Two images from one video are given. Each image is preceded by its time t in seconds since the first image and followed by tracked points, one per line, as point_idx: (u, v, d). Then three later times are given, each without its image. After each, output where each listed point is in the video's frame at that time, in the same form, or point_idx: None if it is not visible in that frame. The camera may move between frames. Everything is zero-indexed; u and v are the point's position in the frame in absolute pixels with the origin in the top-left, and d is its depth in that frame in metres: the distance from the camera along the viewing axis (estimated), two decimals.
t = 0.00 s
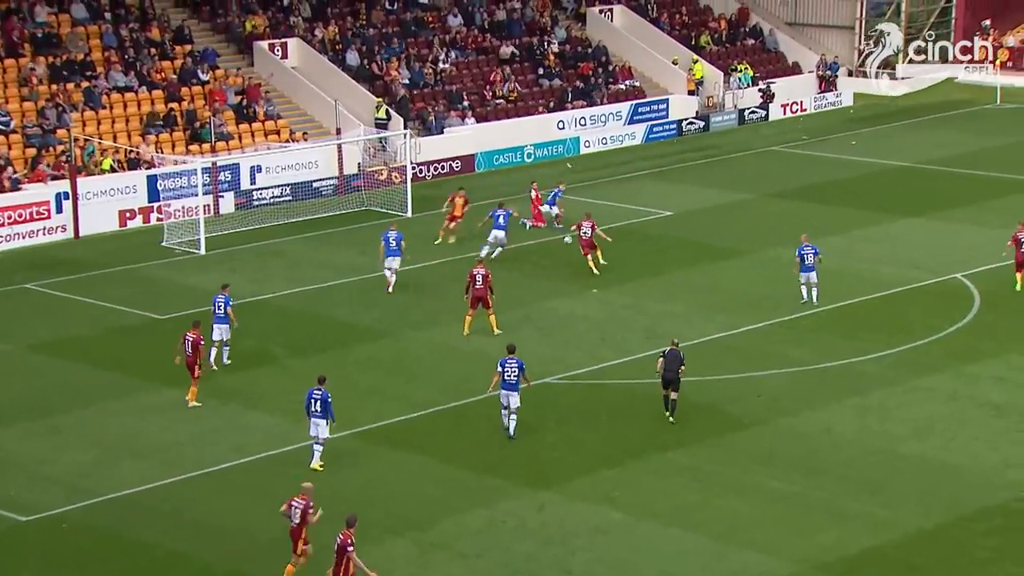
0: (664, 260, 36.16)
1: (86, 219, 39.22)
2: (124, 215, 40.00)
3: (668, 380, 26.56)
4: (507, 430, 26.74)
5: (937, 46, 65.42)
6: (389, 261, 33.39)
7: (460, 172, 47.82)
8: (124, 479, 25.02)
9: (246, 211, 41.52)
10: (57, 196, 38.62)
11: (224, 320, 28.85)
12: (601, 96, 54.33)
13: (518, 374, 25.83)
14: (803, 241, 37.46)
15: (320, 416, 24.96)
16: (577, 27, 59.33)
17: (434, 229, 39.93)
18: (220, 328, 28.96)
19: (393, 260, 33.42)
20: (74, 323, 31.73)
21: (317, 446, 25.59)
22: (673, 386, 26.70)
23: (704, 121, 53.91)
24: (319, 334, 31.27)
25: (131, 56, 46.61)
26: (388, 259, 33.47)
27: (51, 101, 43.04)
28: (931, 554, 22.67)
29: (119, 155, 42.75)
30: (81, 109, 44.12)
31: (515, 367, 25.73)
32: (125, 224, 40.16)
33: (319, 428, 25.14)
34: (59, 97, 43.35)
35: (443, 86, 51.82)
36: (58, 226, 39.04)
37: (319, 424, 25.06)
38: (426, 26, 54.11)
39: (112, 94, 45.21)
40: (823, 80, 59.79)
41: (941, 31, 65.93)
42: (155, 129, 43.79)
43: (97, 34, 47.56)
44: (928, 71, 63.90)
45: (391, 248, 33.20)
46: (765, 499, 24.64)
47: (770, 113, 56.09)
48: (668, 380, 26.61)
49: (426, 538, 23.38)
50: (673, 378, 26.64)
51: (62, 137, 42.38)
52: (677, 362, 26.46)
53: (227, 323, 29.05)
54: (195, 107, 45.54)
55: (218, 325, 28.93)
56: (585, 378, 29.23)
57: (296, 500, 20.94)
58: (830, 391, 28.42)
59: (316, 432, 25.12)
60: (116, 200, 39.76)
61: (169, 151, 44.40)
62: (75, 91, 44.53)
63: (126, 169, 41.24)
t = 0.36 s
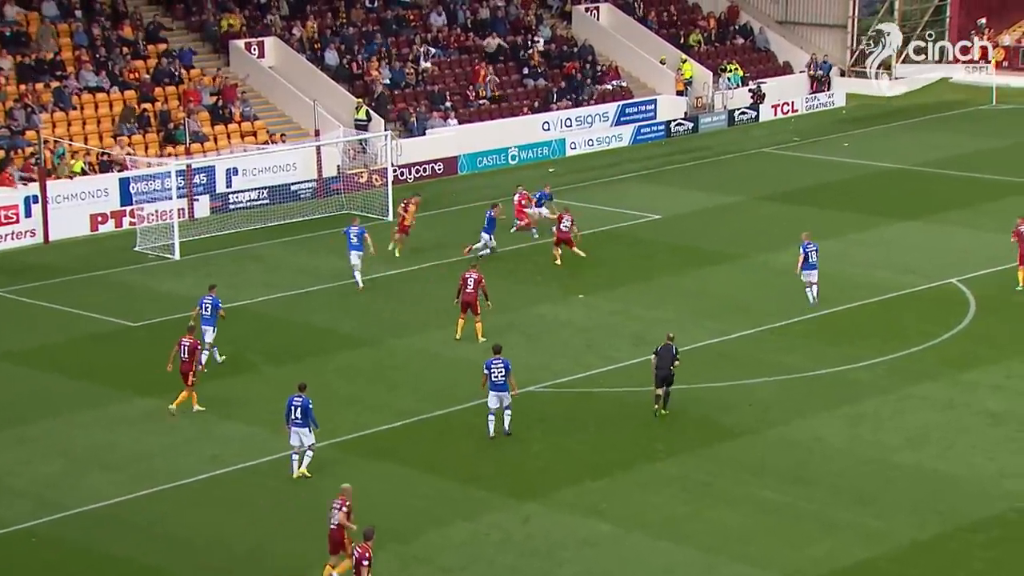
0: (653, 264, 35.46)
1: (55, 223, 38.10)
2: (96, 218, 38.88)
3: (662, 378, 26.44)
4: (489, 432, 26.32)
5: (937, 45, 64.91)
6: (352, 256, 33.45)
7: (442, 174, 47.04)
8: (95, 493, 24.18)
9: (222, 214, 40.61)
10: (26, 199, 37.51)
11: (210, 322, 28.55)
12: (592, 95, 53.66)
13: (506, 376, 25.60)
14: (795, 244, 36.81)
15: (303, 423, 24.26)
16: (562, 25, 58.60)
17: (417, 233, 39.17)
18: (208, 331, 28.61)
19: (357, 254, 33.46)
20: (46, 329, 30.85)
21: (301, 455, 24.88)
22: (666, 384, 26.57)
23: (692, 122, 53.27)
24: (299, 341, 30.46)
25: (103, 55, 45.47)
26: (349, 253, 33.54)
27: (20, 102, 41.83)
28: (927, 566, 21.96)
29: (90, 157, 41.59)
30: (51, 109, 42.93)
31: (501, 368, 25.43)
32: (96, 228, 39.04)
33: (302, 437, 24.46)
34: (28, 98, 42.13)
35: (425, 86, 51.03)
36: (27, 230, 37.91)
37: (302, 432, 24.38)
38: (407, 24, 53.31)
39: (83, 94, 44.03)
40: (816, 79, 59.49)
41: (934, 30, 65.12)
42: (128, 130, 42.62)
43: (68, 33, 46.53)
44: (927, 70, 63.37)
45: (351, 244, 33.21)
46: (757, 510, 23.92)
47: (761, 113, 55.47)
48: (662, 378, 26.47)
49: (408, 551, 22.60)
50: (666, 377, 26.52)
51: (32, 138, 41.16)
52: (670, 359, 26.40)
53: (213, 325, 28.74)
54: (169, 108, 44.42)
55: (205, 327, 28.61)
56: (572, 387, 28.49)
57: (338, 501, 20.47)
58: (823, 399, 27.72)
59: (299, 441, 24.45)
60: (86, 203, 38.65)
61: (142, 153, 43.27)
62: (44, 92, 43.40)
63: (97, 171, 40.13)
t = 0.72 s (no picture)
0: (662, 266, 34.62)
1: (45, 223, 37.29)
2: (87, 219, 38.06)
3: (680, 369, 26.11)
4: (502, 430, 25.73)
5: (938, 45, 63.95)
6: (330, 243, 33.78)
7: (444, 173, 46.19)
8: (85, 502, 23.39)
9: (218, 215, 39.71)
10: (16, 200, 36.69)
11: (218, 319, 28.01)
12: (598, 91, 52.82)
13: (519, 374, 25.13)
14: (809, 246, 35.97)
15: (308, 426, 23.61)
16: (569, 20, 57.70)
17: (420, 234, 38.36)
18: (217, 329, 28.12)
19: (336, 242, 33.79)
20: (38, 333, 30.07)
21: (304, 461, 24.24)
22: (684, 375, 26.26)
23: (703, 119, 52.38)
24: (297, 346, 29.68)
25: (95, 50, 44.25)
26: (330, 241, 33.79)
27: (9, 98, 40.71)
28: None
29: (81, 156, 40.57)
30: (41, 107, 41.83)
31: (516, 365, 24.99)
32: (87, 229, 38.23)
33: (306, 442, 23.80)
34: (16, 94, 40.99)
35: (427, 83, 50.11)
36: (17, 231, 37.06)
37: (306, 437, 23.73)
38: (407, 19, 52.47)
39: (74, 91, 42.91)
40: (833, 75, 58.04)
41: (953, 24, 64.63)
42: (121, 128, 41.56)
43: (58, 27, 45.25)
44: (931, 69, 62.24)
45: (333, 230, 33.58)
46: (770, 520, 23.06)
47: (773, 110, 54.74)
48: (680, 369, 26.16)
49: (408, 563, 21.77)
50: (684, 367, 26.23)
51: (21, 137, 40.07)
52: (688, 348, 26.07)
53: (221, 323, 28.20)
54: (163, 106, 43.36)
55: (214, 325, 28.05)
56: (577, 393, 27.66)
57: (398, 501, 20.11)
58: (837, 406, 26.87)
59: (303, 446, 23.78)
60: (78, 204, 37.84)
61: (135, 152, 42.23)
62: (34, 88, 42.22)
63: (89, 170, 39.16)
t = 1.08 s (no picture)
0: (701, 274, 33.61)
1: (64, 228, 36.50)
2: (106, 224, 37.25)
3: (729, 368, 25.70)
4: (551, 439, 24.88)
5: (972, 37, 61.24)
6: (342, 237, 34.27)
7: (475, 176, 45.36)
8: (103, 516, 22.59)
9: (242, 219, 39.06)
10: (34, 204, 35.89)
11: (253, 320, 27.88)
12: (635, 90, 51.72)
13: (559, 380, 24.40)
14: (855, 254, 34.87)
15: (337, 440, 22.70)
16: (605, 17, 56.71)
17: (452, 239, 37.49)
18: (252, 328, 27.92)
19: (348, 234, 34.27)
20: (60, 342, 29.36)
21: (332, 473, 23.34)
22: (734, 375, 25.82)
23: (744, 121, 51.30)
24: (323, 356, 28.85)
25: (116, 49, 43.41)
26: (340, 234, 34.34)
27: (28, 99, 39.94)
28: None
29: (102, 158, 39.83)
30: (61, 108, 41.05)
31: (557, 371, 24.28)
32: (107, 234, 37.40)
33: (335, 453, 22.87)
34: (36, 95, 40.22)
35: (458, 83, 49.26)
36: (35, 236, 36.28)
37: (335, 448, 22.79)
38: (439, 18, 51.75)
39: (95, 92, 42.11)
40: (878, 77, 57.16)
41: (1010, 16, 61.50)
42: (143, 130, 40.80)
43: (80, 26, 44.59)
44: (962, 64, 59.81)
45: (344, 225, 34.09)
46: (817, 538, 22.00)
47: (819, 112, 53.65)
48: (730, 369, 25.75)
49: None
50: (733, 367, 25.82)
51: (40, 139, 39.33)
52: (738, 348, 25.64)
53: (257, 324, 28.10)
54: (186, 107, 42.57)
55: (248, 327, 27.99)
56: (612, 405, 26.68)
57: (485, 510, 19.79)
58: (883, 420, 25.80)
59: (331, 457, 22.85)
60: (97, 208, 37.07)
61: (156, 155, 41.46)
62: (53, 88, 41.41)
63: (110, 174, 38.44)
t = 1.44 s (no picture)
0: (736, 283, 32.62)
1: (76, 235, 35.81)
2: (120, 231, 36.52)
3: (771, 369, 25.26)
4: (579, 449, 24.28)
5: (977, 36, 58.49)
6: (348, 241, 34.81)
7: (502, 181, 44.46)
8: (115, 531, 21.78)
9: (260, 225, 38.36)
10: (46, 210, 35.19)
11: (281, 326, 27.27)
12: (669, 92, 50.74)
13: (593, 386, 23.87)
14: (896, 261, 33.81)
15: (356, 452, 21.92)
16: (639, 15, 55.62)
17: (479, 246, 36.65)
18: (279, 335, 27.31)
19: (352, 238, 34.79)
20: (74, 352, 28.65)
21: (353, 488, 22.58)
22: (776, 375, 25.37)
23: (782, 124, 50.29)
24: (345, 367, 28.03)
25: (130, 49, 42.57)
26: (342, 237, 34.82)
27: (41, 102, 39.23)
28: None
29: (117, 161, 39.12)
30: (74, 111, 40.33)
31: (590, 377, 23.73)
32: (121, 241, 36.68)
33: (355, 466, 22.10)
34: (48, 97, 39.48)
35: (484, 84, 48.39)
36: (47, 243, 35.61)
37: (354, 460, 22.03)
38: (465, 17, 50.73)
39: (110, 94, 41.39)
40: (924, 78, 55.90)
41: None
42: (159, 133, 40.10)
43: (93, 26, 43.84)
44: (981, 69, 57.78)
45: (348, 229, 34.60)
46: (859, 559, 20.95)
47: (860, 114, 52.47)
48: (772, 370, 25.30)
49: None
50: (777, 367, 25.35)
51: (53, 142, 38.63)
52: (779, 347, 25.20)
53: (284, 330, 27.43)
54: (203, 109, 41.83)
55: (275, 331, 27.30)
56: (642, 420, 25.73)
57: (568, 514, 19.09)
58: (926, 437, 24.75)
59: (351, 470, 22.09)
60: (110, 214, 36.35)
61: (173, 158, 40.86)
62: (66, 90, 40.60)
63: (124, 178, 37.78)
